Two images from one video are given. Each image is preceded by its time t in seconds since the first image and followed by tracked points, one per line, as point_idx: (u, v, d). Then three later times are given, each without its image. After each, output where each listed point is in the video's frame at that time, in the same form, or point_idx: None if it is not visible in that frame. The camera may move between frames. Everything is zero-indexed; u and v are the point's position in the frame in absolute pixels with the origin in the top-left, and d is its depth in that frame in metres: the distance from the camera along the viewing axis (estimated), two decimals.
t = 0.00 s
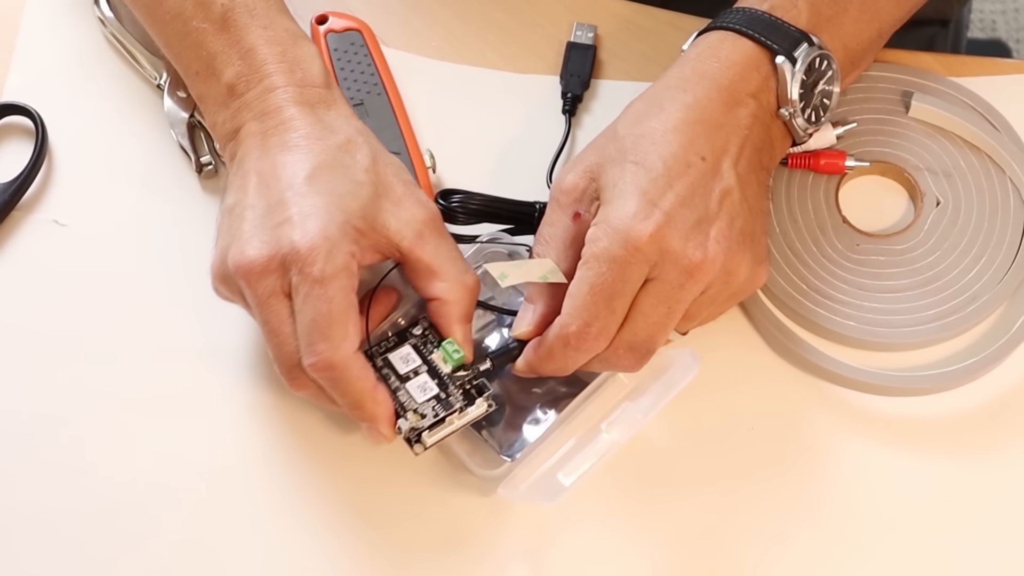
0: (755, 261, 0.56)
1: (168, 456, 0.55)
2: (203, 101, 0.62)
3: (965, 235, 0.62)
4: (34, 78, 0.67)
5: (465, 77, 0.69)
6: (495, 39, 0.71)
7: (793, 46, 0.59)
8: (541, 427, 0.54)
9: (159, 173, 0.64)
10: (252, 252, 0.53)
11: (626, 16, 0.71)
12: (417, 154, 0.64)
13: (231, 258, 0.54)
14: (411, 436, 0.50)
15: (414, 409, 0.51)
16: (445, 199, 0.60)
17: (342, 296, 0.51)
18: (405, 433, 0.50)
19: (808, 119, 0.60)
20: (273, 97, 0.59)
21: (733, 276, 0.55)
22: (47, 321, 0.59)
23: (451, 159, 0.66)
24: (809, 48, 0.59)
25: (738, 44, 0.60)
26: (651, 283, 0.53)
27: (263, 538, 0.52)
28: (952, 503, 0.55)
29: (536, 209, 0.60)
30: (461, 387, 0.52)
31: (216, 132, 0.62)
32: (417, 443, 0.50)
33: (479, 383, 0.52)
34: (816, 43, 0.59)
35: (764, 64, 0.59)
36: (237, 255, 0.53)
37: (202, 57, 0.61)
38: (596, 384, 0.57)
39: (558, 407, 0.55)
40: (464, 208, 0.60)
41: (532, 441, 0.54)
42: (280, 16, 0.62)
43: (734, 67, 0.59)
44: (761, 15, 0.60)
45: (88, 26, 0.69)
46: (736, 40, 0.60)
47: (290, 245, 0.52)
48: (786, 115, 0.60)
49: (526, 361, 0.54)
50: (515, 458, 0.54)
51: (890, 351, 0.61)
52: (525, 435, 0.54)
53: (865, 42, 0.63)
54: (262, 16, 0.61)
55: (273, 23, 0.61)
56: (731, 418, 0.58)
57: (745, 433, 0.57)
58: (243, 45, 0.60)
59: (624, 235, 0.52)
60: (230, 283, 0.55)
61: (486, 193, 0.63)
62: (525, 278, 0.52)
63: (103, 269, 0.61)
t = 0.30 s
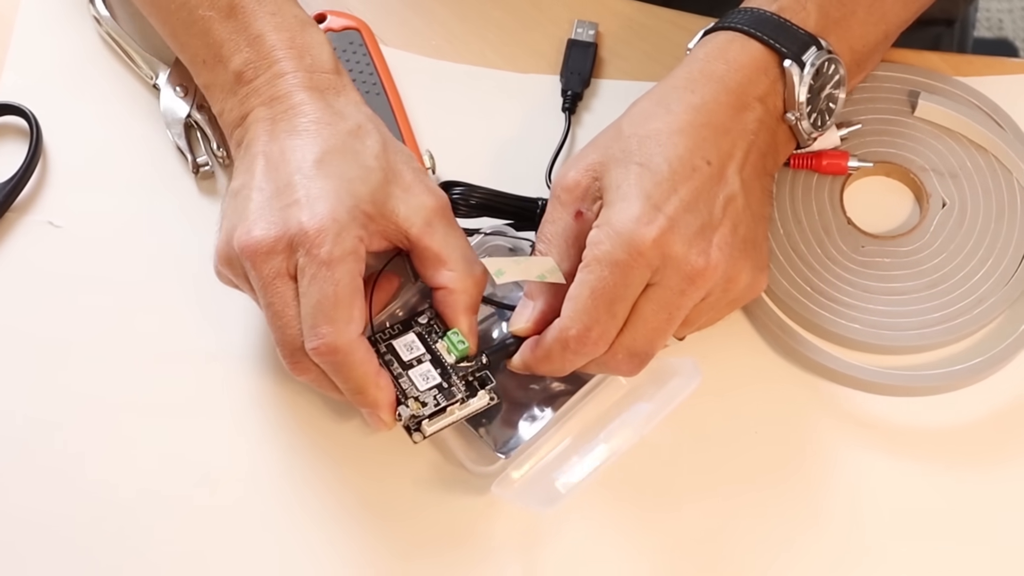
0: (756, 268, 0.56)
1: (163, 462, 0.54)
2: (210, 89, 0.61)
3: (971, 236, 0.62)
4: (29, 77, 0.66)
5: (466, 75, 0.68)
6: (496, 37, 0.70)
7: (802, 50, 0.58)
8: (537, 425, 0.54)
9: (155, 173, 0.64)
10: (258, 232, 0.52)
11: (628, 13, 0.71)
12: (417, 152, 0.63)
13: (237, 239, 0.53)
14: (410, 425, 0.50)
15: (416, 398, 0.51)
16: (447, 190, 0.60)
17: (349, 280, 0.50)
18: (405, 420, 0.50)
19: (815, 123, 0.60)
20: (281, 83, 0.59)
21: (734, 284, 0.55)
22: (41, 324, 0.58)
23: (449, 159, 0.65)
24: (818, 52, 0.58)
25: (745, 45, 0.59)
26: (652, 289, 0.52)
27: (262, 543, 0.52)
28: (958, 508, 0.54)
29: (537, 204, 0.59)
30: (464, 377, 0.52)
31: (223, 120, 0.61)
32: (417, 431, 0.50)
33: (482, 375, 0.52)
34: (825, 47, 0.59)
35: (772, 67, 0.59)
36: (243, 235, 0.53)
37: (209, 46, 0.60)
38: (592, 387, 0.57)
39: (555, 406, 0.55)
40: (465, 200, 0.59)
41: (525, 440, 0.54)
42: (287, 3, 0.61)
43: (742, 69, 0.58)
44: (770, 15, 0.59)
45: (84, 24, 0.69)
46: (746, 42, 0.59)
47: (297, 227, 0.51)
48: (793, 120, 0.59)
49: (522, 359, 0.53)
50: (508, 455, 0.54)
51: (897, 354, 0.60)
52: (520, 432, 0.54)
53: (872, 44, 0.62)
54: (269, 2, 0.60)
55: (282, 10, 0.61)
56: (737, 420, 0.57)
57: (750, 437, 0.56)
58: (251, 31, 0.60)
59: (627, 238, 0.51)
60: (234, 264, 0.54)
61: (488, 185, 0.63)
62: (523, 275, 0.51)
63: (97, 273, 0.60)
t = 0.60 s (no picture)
0: (762, 275, 0.55)
1: (159, 470, 0.53)
2: (210, 84, 0.60)
3: (977, 238, 0.61)
4: (23, 76, 0.66)
5: (468, 73, 0.67)
6: (496, 35, 0.69)
7: (813, 56, 0.57)
8: (536, 423, 0.54)
9: (152, 173, 0.63)
10: (262, 222, 0.51)
11: (628, 9, 0.70)
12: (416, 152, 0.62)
13: (239, 229, 0.52)
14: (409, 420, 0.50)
15: (416, 394, 0.51)
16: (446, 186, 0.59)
17: (355, 273, 0.50)
18: (405, 417, 0.50)
19: (821, 128, 0.59)
20: (285, 74, 0.58)
21: (738, 292, 0.54)
22: (35, 327, 0.58)
23: (449, 159, 0.64)
24: (830, 57, 0.58)
25: (757, 45, 0.58)
26: (659, 294, 0.52)
27: (258, 550, 0.51)
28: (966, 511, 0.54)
29: (536, 201, 0.58)
30: (465, 374, 0.51)
31: (224, 114, 0.60)
32: (415, 428, 0.50)
33: (484, 372, 0.52)
34: (837, 53, 0.58)
35: (784, 71, 0.58)
36: (245, 225, 0.52)
37: (211, 39, 0.59)
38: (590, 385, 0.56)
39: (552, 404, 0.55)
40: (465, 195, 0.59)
41: (525, 437, 0.54)
42: None
43: (755, 72, 0.57)
44: (782, 16, 0.58)
45: (78, 23, 0.68)
46: (758, 43, 0.58)
47: (302, 218, 0.51)
48: (800, 125, 0.59)
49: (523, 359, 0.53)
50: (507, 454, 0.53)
51: (902, 357, 0.59)
52: (519, 430, 0.54)
53: (879, 46, 0.61)
54: None
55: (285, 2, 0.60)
56: (731, 426, 0.56)
57: (754, 440, 0.56)
58: (254, 24, 0.59)
59: (636, 243, 0.50)
60: (234, 253, 0.53)
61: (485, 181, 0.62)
62: (524, 275, 0.51)
63: (94, 275, 0.59)
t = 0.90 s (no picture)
0: (764, 279, 0.55)
1: (155, 473, 0.53)
2: (202, 85, 0.60)
3: (982, 241, 0.60)
4: (18, 77, 0.65)
5: (467, 72, 0.67)
6: (496, 34, 0.68)
7: (816, 57, 0.57)
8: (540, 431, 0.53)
9: (149, 173, 0.62)
10: (259, 232, 0.50)
11: (629, 7, 0.69)
12: (415, 153, 0.61)
13: (236, 239, 0.51)
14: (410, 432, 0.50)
15: (417, 405, 0.50)
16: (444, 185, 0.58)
17: (355, 284, 0.49)
18: (406, 428, 0.50)
19: (823, 130, 0.59)
20: (282, 76, 0.57)
21: (741, 296, 0.54)
22: (31, 329, 0.57)
23: (448, 158, 0.64)
24: (833, 58, 0.57)
25: (758, 46, 0.57)
26: (659, 302, 0.51)
27: (257, 555, 0.50)
28: (975, 515, 0.53)
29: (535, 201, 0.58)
30: (466, 385, 0.51)
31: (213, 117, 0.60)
32: (416, 440, 0.50)
33: (485, 382, 0.51)
34: (840, 54, 0.57)
35: (786, 72, 0.57)
36: (243, 235, 0.51)
37: (201, 40, 0.59)
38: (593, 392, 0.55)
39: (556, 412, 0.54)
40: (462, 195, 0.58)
41: (530, 445, 0.53)
42: None
43: (755, 74, 0.56)
44: (784, 17, 0.57)
45: (72, 24, 0.68)
46: (759, 44, 0.57)
47: (301, 228, 0.50)
48: (802, 127, 0.58)
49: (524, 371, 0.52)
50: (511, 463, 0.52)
51: (907, 358, 0.58)
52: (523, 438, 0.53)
53: (883, 47, 0.61)
54: None
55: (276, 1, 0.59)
56: (741, 429, 0.56)
57: (757, 444, 0.55)
58: (250, 23, 0.58)
59: (634, 251, 0.50)
60: (231, 262, 0.52)
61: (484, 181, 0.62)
62: (526, 283, 0.49)
63: (90, 276, 0.59)
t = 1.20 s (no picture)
0: (775, 277, 0.54)
1: (151, 476, 0.52)
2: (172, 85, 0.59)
3: (990, 241, 0.59)
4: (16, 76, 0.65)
5: (467, 71, 0.66)
6: (497, 33, 0.68)
7: (817, 49, 0.56)
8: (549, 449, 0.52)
9: (145, 174, 0.62)
10: (192, 281, 0.50)
11: (630, 8, 0.69)
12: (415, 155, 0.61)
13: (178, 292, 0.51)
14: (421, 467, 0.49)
15: (423, 438, 0.49)
16: (443, 185, 0.57)
17: (286, 313, 0.48)
18: (415, 463, 0.48)
19: (829, 124, 0.58)
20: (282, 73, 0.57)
21: (751, 293, 0.53)
22: (25, 330, 0.57)
23: (448, 159, 0.63)
24: (834, 50, 0.56)
25: (757, 41, 0.57)
26: (666, 307, 0.50)
27: (256, 559, 0.50)
28: (983, 519, 0.52)
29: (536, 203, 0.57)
30: (472, 412, 0.50)
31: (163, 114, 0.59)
32: (429, 473, 0.49)
33: (490, 407, 0.51)
34: (841, 45, 0.56)
35: (786, 66, 0.57)
36: (182, 288, 0.51)
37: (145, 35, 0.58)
38: (601, 404, 0.54)
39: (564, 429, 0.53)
40: (461, 196, 0.57)
41: (540, 463, 0.52)
42: None
43: (753, 68, 0.56)
44: (783, 11, 0.57)
45: (69, 24, 0.67)
46: (758, 39, 0.57)
47: (217, 269, 0.48)
48: (807, 121, 0.58)
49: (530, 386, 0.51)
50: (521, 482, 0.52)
51: (912, 362, 0.58)
52: (531, 456, 0.53)
53: (888, 45, 0.60)
54: None
55: None
56: (748, 434, 0.55)
57: (761, 449, 0.54)
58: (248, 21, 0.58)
59: (638, 255, 0.49)
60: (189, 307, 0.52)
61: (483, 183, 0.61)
62: (524, 304, 0.49)
63: (86, 276, 0.58)
